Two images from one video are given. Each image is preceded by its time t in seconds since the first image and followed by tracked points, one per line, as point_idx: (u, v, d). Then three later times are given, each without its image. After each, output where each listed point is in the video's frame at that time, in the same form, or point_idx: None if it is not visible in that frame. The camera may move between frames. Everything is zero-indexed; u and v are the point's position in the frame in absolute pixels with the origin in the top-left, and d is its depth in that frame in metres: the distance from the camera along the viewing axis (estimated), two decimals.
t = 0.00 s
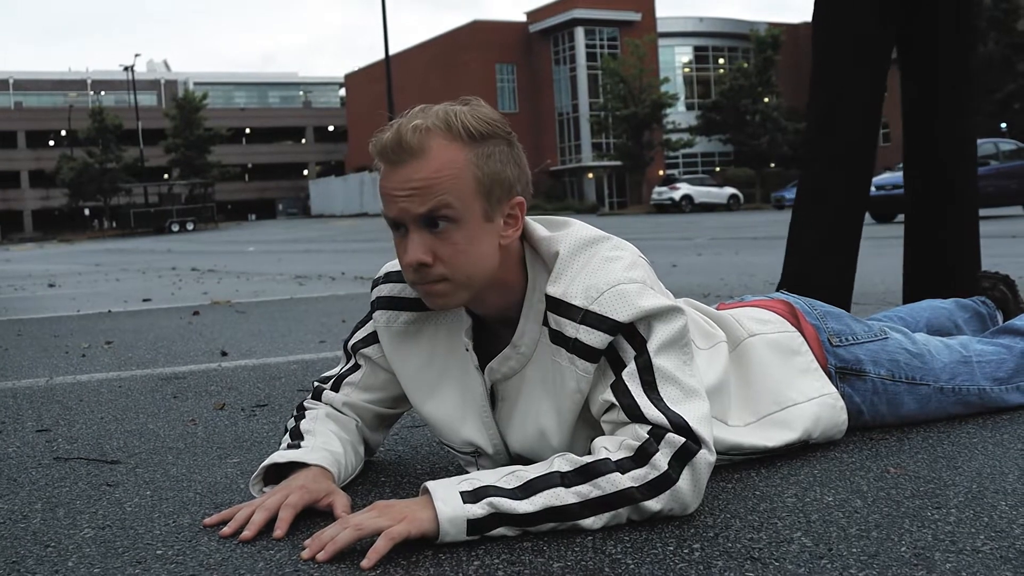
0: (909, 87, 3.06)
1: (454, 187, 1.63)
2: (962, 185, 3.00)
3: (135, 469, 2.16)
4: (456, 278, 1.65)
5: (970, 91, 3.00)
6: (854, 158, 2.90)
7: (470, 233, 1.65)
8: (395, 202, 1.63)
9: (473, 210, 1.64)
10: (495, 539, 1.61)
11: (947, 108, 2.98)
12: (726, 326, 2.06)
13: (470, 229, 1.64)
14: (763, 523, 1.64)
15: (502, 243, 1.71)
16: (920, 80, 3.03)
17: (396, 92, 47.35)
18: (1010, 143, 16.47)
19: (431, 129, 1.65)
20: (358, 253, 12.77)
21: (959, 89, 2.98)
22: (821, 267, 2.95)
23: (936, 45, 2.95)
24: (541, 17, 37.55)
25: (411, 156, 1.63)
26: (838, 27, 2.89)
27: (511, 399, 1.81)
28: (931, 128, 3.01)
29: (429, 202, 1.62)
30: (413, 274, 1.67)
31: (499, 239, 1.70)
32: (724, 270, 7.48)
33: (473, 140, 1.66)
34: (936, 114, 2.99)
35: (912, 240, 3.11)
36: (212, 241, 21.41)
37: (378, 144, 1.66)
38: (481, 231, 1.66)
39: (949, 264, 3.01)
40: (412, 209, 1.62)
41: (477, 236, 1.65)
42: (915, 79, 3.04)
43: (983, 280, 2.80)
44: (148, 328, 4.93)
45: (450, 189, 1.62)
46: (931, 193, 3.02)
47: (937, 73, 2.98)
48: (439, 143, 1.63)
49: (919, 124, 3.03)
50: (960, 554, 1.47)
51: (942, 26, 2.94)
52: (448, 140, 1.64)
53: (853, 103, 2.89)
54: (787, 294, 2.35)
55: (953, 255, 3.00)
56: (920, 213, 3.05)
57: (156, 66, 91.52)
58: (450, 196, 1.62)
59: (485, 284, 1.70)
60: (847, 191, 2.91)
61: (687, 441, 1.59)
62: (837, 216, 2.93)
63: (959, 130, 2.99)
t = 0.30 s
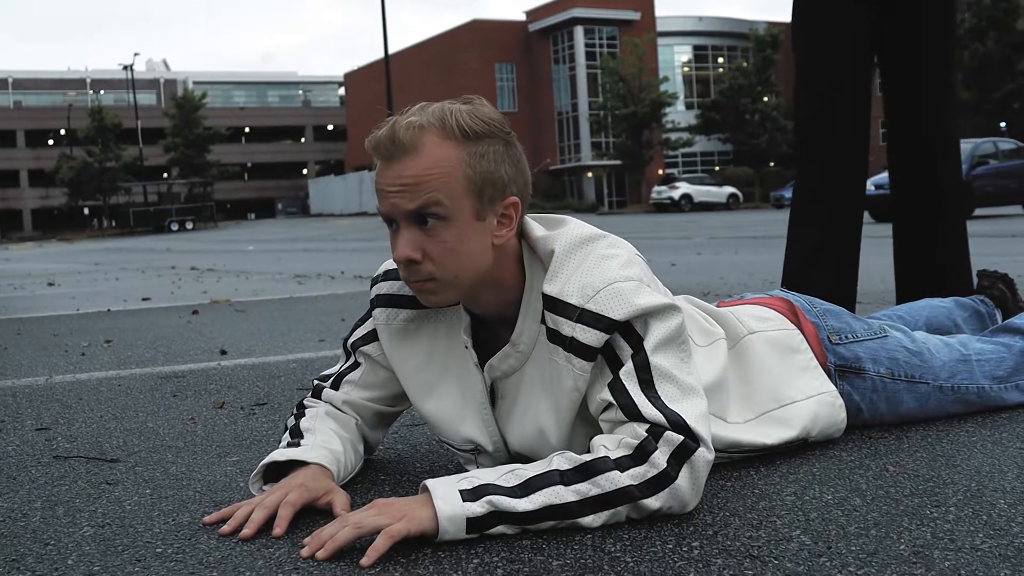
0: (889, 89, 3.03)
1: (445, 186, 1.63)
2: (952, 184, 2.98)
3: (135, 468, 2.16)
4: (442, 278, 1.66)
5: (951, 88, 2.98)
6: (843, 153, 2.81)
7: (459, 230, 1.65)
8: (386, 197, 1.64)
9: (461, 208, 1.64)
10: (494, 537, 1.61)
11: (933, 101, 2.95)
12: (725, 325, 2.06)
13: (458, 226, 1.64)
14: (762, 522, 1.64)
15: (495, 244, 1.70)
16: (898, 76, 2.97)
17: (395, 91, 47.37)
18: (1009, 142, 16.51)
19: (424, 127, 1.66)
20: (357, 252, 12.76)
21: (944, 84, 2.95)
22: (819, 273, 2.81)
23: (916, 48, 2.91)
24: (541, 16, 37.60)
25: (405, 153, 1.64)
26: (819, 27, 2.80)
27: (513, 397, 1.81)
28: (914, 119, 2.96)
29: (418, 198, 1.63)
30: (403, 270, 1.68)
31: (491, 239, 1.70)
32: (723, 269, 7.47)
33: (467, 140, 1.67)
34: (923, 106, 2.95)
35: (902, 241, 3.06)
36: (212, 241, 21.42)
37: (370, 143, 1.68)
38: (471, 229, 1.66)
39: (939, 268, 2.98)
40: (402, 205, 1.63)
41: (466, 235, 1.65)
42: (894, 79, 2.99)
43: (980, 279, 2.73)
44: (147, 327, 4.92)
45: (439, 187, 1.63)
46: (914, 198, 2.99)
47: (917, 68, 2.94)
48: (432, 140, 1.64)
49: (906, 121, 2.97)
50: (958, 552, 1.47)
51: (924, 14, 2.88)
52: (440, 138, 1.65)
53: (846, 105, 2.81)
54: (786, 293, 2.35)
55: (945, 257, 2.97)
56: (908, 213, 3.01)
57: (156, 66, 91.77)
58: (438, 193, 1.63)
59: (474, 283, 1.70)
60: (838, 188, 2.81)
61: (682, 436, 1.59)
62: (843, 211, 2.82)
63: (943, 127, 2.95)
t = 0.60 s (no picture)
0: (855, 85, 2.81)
1: (444, 191, 1.64)
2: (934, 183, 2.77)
3: (139, 467, 2.16)
4: (440, 281, 1.67)
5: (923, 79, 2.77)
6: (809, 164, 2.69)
7: (458, 235, 1.65)
8: (385, 201, 1.65)
9: (459, 212, 1.65)
10: (498, 536, 1.61)
11: (911, 95, 2.73)
12: (727, 324, 2.06)
13: (457, 231, 1.65)
14: (766, 521, 1.64)
15: (493, 249, 1.70)
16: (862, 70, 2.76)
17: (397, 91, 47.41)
18: (1010, 142, 16.57)
19: (422, 129, 1.67)
20: (358, 252, 12.76)
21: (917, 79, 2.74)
22: (797, 280, 2.68)
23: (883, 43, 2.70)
24: (542, 15, 37.62)
25: (403, 157, 1.65)
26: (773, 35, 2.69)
27: (518, 396, 1.80)
28: (882, 116, 2.76)
29: (415, 202, 1.63)
30: (401, 275, 1.69)
31: (490, 243, 1.69)
32: (725, 269, 7.46)
33: (467, 143, 1.67)
34: (901, 101, 2.74)
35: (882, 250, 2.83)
36: (213, 241, 21.41)
37: (370, 146, 1.69)
38: (469, 233, 1.66)
39: (928, 272, 2.77)
40: (400, 209, 1.64)
41: (464, 238, 1.66)
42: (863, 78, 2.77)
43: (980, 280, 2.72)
44: (149, 326, 4.92)
45: (437, 191, 1.63)
46: (895, 205, 2.77)
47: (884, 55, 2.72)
48: (431, 144, 1.65)
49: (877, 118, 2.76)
50: (963, 551, 1.47)
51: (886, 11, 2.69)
52: (440, 142, 1.65)
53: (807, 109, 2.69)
54: (789, 293, 2.35)
55: (932, 260, 2.76)
56: (888, 217, 2.78)
57: (157, 65, 92.01)
58: (435, 198, 1.63)
59: (472, 288, 1.70)
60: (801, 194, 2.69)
61: (682, 433, 1.59)
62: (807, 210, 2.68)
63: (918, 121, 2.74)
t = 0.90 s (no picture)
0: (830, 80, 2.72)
1: (447, 196, 1.64)
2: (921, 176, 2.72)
3: (143, 466, 2.16)
4: (442, 285, 1.67)
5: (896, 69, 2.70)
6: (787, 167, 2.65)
7: (459, 239, 1.65)
8: (386, 205, 1.65)
9: (461, 215, 1.65)
10: (502, 537, 1.61)
11: (890, 94, 2.66)
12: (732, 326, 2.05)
13: (460, 236, 1.65)
14: (771, 521, 1.64)
15: (495, 252, 1.71)
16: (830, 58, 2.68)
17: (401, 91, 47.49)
18: (1014, 142, 16.60)
19: (422, 135, 1.67)
20: (361, 252, 12.78)
21: (894, 76, 2.67)
22: (797, 281, 2.64)
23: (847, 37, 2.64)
24: (546, 15, 37.68)
25: (403, 162, 1.65)
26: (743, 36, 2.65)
27: (526, 395, 1.80)
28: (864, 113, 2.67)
29: (417, 207, 1.63)
30: (404, 278, 1.69)
31: (491, 246, 1.70)
32: (729, 269, 7.47)
33: (467, 148, 1.67)
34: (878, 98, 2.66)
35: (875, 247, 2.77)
36: (217, 241, 21.44)
37: (369, 153, 1.69)
38: (470, 238, 1.66)
39: (917, 273, 2.72)
40: (401, 214, 1.64)
41: (465, 243, 1.66)
42: (839, 80, 2.70)
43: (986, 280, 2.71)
44: (153, 326, 4.93)
45: (437, 198, 1.63)
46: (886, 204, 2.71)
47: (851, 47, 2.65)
48: (432, 150, 1.65)
49: (860, 116, 2.68)
50: (968, 552, 1.47)
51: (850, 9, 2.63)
52: (443, 146, 1.66)
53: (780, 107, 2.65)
54: (794, 294, 2.35)
55: (921, 262, 2.71)
56: (879, 220, 2.72)
57: (163, 66, 92.34)
58: (436, 203, 1.63)
59: (474, 292, 1.70)
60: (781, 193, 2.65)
61: (682, 429, 1.59)
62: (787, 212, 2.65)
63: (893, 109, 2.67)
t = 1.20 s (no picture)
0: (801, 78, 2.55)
1: (454, 191, 1.64)
2: (905, 184, 2.74)
3: (151, 468, 2.17)
4: (446, 284, 1.67)
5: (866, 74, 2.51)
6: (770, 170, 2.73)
7: (464, 236, 1.65)
8: (391, 204, 1.66)
9: (463, 215, 1.64)
10: (510, 539, 1.61)
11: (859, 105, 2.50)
12: (740, 326, 2.05)
13: (462, 234, 1.65)
14: (777, 523, 1.64)
15: (501, 252, 1.70)
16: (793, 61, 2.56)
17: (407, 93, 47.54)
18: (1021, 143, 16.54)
19: (429, 133, 1.68)
20: (367, 253, 12.79)
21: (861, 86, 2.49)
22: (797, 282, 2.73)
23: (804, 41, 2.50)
24: (553, 17, 37.70)
25: (408, 161, 1.66)
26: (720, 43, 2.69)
27: (532, 396, 1.80)
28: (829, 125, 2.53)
29: (423, 205, 1.63)
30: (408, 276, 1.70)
31: (497, 245, 1.69)
32: (735, 270, 7.46)
33: (471, 147, 1.67)
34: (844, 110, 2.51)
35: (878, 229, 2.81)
36: (223, 241, 21.49)
37: (376, 151, 1.70)
38: (474, 238, 1.66)
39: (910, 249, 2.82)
40: (405, 213, 1.65)
41: (470, 241, 1.66)
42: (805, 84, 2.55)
43: (993, 282, 2.69)
44: (159, 327, 4.96)
45: (441, 195, 1.64)
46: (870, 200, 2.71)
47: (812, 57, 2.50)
48: (438, 148, 1.65)
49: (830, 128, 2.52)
50: (976, 555, 1.47)
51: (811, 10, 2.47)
52: (449, 143, 1.66)
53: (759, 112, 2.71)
54: (800, 295, 2.35)
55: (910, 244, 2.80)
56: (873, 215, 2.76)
57: (170, 66, 92.55)
58: (440, 202, 1.63)
59: (480, 290, 1.70)
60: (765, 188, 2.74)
61: (688, 429, 1.58)
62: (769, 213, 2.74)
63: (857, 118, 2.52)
